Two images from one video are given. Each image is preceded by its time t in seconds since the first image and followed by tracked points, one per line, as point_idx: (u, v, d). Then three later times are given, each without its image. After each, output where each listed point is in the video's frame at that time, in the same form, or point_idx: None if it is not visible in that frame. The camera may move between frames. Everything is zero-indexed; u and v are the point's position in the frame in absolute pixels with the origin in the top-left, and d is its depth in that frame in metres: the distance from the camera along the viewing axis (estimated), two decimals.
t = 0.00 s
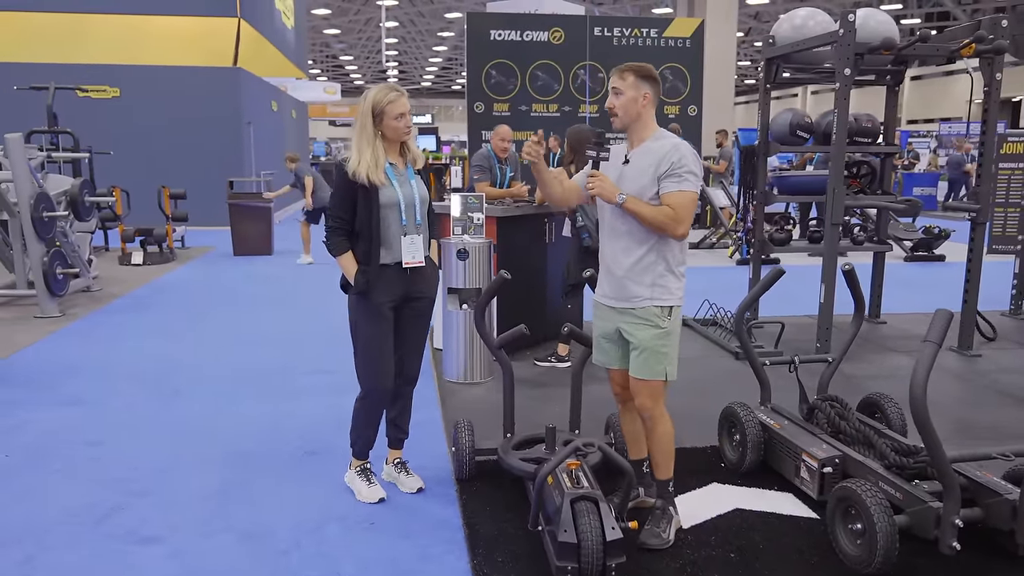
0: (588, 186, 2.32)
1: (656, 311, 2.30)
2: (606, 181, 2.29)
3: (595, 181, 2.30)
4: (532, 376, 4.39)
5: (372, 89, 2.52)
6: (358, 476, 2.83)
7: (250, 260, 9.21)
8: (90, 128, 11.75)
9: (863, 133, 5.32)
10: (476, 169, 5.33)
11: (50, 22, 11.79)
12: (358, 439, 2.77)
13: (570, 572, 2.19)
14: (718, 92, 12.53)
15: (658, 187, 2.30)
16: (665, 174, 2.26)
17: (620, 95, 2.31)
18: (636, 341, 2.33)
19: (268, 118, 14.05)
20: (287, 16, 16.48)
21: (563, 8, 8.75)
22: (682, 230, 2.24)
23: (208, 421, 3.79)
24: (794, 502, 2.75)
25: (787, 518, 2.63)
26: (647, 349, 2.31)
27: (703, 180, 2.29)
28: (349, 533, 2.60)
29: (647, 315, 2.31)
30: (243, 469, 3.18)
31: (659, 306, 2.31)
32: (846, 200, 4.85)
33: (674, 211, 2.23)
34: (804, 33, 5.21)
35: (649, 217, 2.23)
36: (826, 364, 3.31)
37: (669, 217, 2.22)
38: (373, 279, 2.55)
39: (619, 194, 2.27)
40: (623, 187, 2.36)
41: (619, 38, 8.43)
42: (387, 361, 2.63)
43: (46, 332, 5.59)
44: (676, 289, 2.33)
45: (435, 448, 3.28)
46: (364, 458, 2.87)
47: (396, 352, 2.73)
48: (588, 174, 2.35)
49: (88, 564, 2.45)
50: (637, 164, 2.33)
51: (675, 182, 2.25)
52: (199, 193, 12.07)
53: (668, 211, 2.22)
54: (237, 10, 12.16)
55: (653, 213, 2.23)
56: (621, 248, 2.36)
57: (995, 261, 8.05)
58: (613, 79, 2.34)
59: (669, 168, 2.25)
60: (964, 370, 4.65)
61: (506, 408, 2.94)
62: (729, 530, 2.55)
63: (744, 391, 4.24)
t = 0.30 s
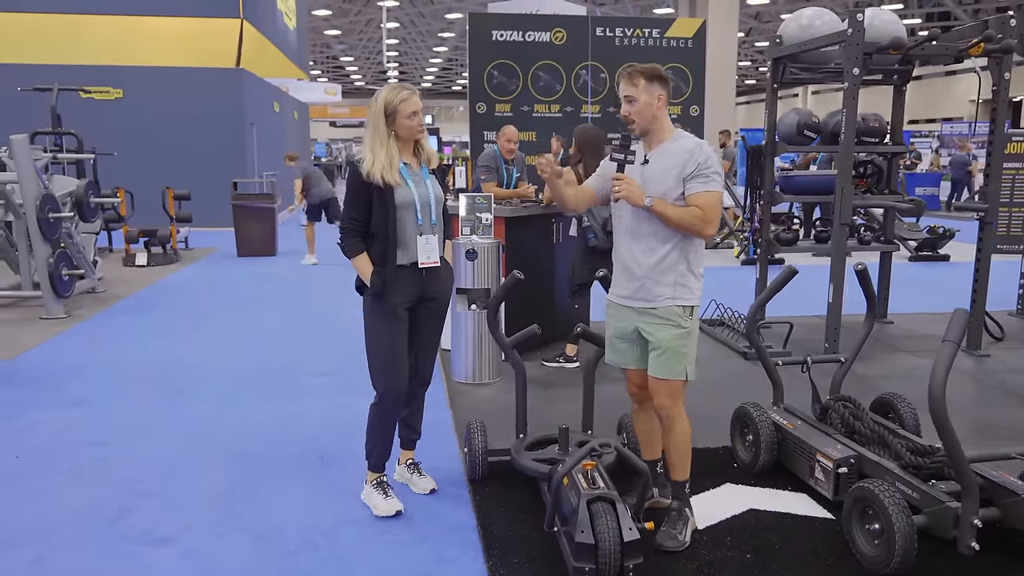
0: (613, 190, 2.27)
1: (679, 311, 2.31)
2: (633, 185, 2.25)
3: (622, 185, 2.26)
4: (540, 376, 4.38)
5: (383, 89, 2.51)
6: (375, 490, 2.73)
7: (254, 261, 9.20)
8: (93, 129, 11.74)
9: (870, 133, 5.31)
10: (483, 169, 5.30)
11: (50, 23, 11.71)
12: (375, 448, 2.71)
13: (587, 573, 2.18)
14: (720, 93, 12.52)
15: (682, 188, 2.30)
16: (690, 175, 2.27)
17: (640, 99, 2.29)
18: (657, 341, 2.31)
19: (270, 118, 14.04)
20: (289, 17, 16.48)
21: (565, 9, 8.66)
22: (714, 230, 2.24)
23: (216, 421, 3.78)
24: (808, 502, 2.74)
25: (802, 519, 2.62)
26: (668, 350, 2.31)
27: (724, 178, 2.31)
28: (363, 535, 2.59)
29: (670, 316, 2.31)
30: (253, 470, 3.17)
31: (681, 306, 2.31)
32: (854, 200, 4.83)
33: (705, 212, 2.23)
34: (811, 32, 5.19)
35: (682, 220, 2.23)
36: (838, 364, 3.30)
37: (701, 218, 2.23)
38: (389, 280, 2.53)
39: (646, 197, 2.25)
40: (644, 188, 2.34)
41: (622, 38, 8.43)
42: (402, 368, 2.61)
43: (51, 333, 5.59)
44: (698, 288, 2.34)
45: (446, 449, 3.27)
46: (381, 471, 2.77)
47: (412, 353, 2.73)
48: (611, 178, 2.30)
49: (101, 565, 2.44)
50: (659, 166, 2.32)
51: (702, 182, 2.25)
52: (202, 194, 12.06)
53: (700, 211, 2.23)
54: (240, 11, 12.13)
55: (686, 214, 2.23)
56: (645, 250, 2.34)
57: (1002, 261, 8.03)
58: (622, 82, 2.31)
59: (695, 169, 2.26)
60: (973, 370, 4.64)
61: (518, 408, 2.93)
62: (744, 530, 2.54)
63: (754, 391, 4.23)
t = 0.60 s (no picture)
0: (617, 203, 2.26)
1: (681, 310, 2.32)
2: (637, 193, 2.25)
3: (626, 195, 2.24)
4: (529, 379, 4.37)
5: (370, 89, 2.48)
6: (372, 502, 2.67)
7: (237, 265, 9.13)
8: (72, 131, 11.60)
9: (854, 136, 5.36)
10: (470, 172, 5.28)
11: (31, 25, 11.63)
12: (366, 460, 2.64)
13: None
14: (701, 97, 12.60)
15: (681, 190, 2.33)
16: (689, 175, 2.30)
17: (627, 110, 2.30)
18: (659, 341, 2.32)
19: (252, 122, 13.94)
20: (270, 21, 16.38)
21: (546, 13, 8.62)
22: (722, 227, 2.28)
23: (204, 427, 3.74)
24: (800, 502, 2.75)
25: (795, 519, 2.62)
26: (670, 347, 2.31)
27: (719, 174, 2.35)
28: (357, 539, 2.57)
29: (672, 313, 2.31)
30: (242, 475, 3.14)
31: (684, 305, 2.32)
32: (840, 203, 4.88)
33: (711, 210, 2.27)
34: (796, 37, 5.25)
35: (692, 222, 2.25)
36: (827, 365, 3.32)
37: (708, 216, 2.26)
38: (378, 284, 2.50)
39: (650, 204, 2.26)
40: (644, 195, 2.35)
41: (603, 42, 8.48)
42: (388, 372, 2.59)
43: (32, 339, 5.50)
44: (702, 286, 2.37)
45: (436, 453, 3.26)
46: (378, 483, 2.71)
47: (400, 357, 2.70)
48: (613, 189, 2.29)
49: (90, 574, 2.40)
50: (655, 171, 2.34)
51: (702, 181, 2.29)
52: (183, 198, 11.94)
53: (707, 210, 2.26)
54: (222, 13, 12.05)
55: (694, 215, 2.25)
56: (651, 257, 2.35)
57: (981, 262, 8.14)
58: (601, 100, 2.32)
59: (693, 169, 2.29)
60: (958, 371, 4.69)
61: (511, 411, 2.92)
62: (739, 531, 2.55)
63: (743, 394, 4.24)
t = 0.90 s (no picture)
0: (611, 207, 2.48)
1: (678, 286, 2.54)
2: (630, 196, 2.47)
3: (619, 199, 2.48)
4: (512, 380, 4.36)
5: (353, 86, 2.42)
6: (360, 504, 2.64)
7: (211, 267, 9.01)
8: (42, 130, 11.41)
9: (831, 138, 5.42)
10: (451, 173, 5.26)
11: None
12: (349, 463, 2.60)
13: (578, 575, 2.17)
14: (675, 99, 12.70)
15: (674, 187, 2.53)
16: (680, 173, 2.50)
17: (616, 115, 2.49)
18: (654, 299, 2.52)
19: (225, 123, 13.79)
20: (243, 20, 16.22)
21: (522, 14, 8.65)
22: (714, 222, 2.49)
23: (184, 430, 3.68)
24: (787, 499, 2.77)
25: (783, 516, 2.64)
26: (669, 297, 2.50)
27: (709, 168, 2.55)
28: (345, 542, 2.55)
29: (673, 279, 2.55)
30: (225, 479, 3.09)
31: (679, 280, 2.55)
32: (818, 203, 4.94)
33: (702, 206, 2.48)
34: (773, 39, 5.31)
35: (684, 220, 2.46)
36: (811, 363, 3.35)
37: (699, 212, 2.47)
38: (356, 288, 2.42)
39: (643, 205, 2.48)
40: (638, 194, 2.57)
41: (579, 44, 8.52)
42: (363, 374, 2.53)
43: (3, 342, 5.38)
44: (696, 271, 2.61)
45: (422, 453, 3.24)
46: (365, 484, 2.68)
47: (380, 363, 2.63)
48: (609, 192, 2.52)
49: None
50: (647, 170, 2.54)
51: (692, 178, 2.50)
52: (155, 199, 11.77)
53: (699, 207, 2.45)
54: (194, 12, 11.88)
55: (685, 213, 2.46)
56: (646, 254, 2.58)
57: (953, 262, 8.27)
58: (588, 105, 2.50)
59: (683, 167, 2.49)
60: (933, 368, 4.77)
61: (499, 411, 2.91)
62: (727, 529, 2.56)
63: (725, 392, 4.28)
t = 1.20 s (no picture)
0: (602, 207, 2.49)
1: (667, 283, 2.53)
2: (621, 196, 2.47)
3: (610, 198, 2.47)
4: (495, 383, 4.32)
5: (335, 86, 2.35)
6: (346, 512, 2.59)
7: (184, 270, 8.86)
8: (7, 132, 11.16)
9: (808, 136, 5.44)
10: (430, 173, 5.20)
11: None
12: (334, 470, 2.55)
13: None
14: (650, 99, 12.74)
15: (664, 187, 2.54)
16: (671, 173, 2.52)
17: (609, 114, 2.49)
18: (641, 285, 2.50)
19: (196, 124, 13.59)
20: (213, 19, 15.99)
21: (495, 14, 8.61)
22: (705, 223, 2.51)
23: (161, 437, 3.59)
24: (776, 499, 2.76)
25: (773, 516, 2.63)
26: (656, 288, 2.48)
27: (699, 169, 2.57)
28: (332, 551, 2.49)
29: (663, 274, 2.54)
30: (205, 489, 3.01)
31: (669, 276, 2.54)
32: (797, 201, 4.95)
33: (693, 208, 2.49)
34: (751, 38, 5.32)
35: (674, 221, 2.48)
36: (796, 362, 3.34)
37: (690, 214, 2.48)
38: (339, 294, 2.37)
39: (633, 206, 2.48)
40: (628, 194, 2.57)
41: (553, 44, 8.51)
42: (348, 383, 2.48)
43: None
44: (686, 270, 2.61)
45: (407, 459, 3.19)
46: (350, 492, 2.63)
47: (365, 371, 2.58)
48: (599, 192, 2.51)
49: None
50: (637, 170, 2.55)
51: (683, 179, 2.51)
52: (125, 202, 11.56)
53: (689, 209, 2.48)
54: (163, 11, 11.69)
55: (676, 214, 2.48)
56: (636, 254, 2.58)
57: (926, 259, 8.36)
58: (583, 100, 2.49)
59: (674, 167, 2.51)
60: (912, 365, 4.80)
61: (485, 415, 2.86)
62: (719, 531, 2.54)
63: (709, 392, 4.27)
